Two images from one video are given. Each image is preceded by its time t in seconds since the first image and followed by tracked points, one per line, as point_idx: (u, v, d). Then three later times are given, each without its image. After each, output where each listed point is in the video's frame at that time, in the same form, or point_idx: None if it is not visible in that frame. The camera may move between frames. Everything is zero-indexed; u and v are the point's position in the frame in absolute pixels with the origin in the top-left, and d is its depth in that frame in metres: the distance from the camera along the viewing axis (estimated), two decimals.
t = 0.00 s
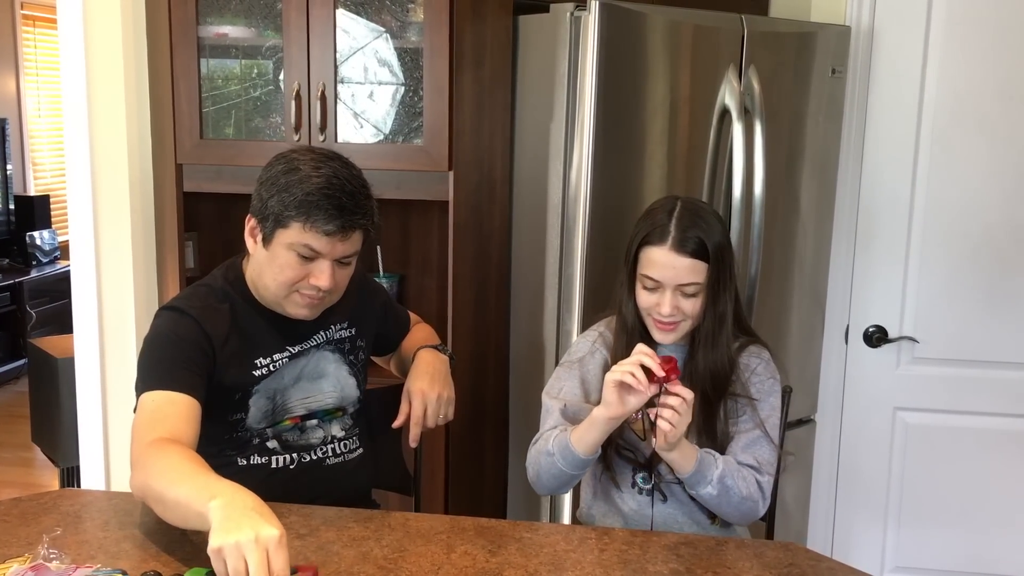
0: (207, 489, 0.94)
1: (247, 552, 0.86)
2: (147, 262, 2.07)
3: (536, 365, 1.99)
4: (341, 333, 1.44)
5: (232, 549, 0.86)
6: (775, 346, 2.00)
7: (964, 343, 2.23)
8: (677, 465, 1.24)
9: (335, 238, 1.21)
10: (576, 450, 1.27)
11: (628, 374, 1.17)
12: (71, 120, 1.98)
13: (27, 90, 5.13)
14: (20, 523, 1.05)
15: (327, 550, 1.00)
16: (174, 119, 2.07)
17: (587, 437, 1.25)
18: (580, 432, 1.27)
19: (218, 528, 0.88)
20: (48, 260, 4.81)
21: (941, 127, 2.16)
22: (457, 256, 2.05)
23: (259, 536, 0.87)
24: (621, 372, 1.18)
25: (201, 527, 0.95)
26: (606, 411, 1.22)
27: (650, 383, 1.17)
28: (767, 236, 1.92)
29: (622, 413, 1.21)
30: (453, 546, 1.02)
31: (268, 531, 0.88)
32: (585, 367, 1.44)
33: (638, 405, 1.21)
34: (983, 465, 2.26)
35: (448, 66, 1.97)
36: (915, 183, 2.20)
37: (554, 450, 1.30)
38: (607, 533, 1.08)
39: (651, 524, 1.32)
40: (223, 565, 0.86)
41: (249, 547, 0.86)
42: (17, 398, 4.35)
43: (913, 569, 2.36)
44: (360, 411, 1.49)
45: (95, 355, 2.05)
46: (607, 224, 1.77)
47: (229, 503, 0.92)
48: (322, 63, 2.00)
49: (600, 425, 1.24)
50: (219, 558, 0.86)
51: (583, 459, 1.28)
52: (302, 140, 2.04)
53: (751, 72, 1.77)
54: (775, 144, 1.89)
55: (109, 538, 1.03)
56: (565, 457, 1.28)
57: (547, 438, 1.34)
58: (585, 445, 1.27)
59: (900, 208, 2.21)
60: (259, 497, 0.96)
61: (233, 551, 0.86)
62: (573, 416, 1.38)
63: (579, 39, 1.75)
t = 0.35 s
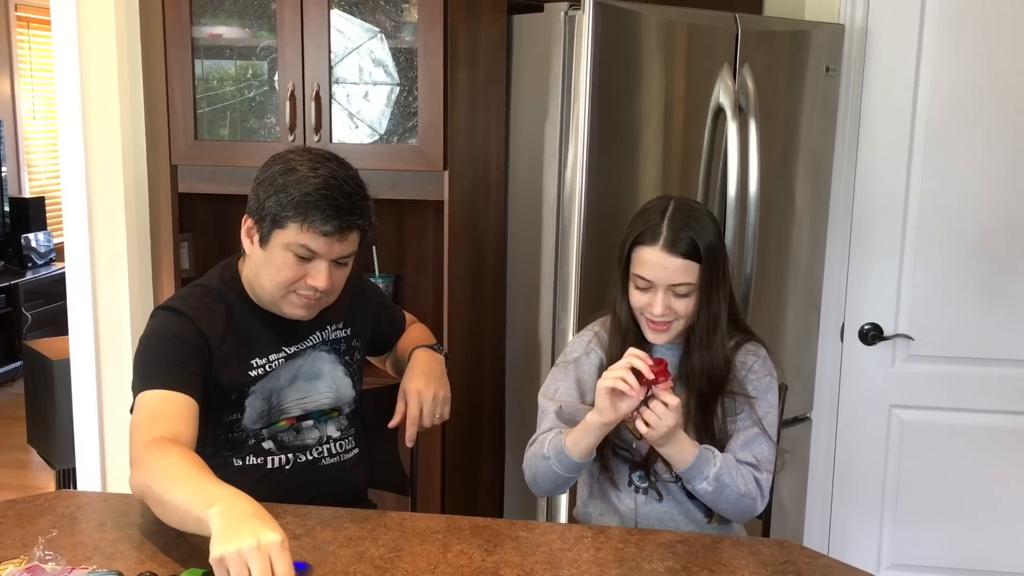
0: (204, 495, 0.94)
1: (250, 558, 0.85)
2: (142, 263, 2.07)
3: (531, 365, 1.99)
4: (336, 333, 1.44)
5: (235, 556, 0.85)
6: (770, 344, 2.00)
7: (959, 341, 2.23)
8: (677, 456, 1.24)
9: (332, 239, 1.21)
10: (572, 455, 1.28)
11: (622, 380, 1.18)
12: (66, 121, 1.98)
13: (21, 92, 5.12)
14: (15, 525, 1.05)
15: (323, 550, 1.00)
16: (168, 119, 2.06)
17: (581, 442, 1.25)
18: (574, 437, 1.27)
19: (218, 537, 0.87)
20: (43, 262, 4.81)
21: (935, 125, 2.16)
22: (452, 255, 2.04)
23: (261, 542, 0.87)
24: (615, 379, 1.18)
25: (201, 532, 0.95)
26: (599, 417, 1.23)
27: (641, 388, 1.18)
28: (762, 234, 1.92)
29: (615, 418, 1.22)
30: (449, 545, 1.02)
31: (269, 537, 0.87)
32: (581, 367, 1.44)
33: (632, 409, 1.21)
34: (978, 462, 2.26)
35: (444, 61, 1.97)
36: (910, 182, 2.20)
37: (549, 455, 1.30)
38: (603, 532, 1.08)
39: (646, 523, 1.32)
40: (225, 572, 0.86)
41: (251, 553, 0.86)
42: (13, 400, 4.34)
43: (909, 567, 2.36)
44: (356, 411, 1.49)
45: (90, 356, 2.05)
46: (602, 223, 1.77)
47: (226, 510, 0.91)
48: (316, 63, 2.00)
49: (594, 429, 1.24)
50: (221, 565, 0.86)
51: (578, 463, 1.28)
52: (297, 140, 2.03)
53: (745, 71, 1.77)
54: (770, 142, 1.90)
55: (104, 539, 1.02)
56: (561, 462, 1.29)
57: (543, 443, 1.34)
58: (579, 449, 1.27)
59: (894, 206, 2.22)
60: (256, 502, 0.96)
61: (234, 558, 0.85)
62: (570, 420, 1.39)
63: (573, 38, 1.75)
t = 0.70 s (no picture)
0: (205, 498, 0.94)
1: (263, 556, 0.85)
2: (139, 267, 2.07)
3: (530, 366, 1.99)
4: (335, 336, 1.44)
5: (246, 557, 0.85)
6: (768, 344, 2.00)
7: (957, 339, 2.23)
8: (675, 460, 1.24)
9: (329, 241, 1.21)
10: (558, 456, 1.28)
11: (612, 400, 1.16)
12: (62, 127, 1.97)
13: (18, 98, 5.12)
14: (13, 531, 1.05)
15: (322, 553, 1.00)
16: (165, 123, 2.07)
17: (568, 443, 1.26)
18: (561, 439, 1.27)
19: (225, 539, 0.87)
20: (40, 268, 4.81)
21: (931, 123, 2.16)
22: (449, 257, 2.04)
23: (272, 540, 0.87)
24: (604, 395, 1.16)
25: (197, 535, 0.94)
26: (585, 422, 1.23)
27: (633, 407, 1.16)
28: (759, 234, 1.93)
29: (599, 423, 1.22)
30: (447, 547, 1.02)
31: (277, 536, 0.88)
32: (577, 370, 1.44)
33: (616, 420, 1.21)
34: (977, 461, 2.26)
35: (439, 64, 1.96)
36: (906, 181, 2.21)
37: (538, 455, 1.31)
38: (602, 533, 1.08)
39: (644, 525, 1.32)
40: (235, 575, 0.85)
41: (263, 550, 0.86)
42: (13, 406, 4.35)
43: (909, 566, 2.36)
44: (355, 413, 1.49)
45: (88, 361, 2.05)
46: (600, 224, 1.77)
47: (229, 513, 0.91)
48: (312, 66, 2.00)
49: (580, 431, 1.25)
50: (231, 568, 0.85)
51: (566, 464, 1.28)
52: (294, 144, 2.04)
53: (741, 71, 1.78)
54: (767, 142, 1.90)
55: (103, 544, 1.02)
56: (548, 462, 1.29)
57: (533, 444, 1.34)
58: (566, 450, 1.27)
59: (891, 205, 2.22)
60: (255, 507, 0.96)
61: (247, 557, 0.85)
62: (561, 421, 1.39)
63: (568, 40, 1.75)
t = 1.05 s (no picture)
0: (206, 503, 0.94)
1: (264, 563, 0.85)
2: (139, 272, 2.07)
3: (529, 369, 1.99)
4: (334, 339, 1.45)
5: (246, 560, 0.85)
6: (767, 346, 2.01)
7: (956, 340, 2.23)
8: (675, 470, 1.24)
9: (327, 244, 1.21)
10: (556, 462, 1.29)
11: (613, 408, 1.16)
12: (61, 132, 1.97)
13: (17, 104, 5.13)
14: (14, 536, 1.05)
15: (323, 557, 1.00)
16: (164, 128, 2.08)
17: (565, 449, 1.26)
18: (557, 445, 1.28)
19: (226, 542, 0.87)
20: (39, 273, 4.81)
21: (928, 124, 2.17)
22: (448, 261, 2.05)
23: (273, 547, 0.87)
24: (604, 406, 1.16)
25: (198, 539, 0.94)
26: (582, 430, 1.23)
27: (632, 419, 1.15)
28: (758, 236, 1.93)
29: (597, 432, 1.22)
30: (449, 550, 1.02)
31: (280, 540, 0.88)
32: (574, 373, 1.44)
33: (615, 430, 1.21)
34: (977, 461, 2.27)
35: (437, 68, 1.98)
36: (904, 181, 2.21)
37: (534, 461, 1.31)
38: (603, 535, 1.08)
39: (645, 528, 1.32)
40: None
41: (264, 557, 0.85)
42: (13, 411, 4.35)
43: (910, 566, 2.36)
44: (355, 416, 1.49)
45: (88, 366, 2.05)
46: (599, 227, 1.77)
47: (230, 517, 0.91)
48: (311, 71, 2.01)
49: (577, 438, 1.25)
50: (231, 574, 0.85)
51: (560, 468, 1.29)
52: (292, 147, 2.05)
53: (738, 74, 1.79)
54: (765, 144, 1.90)
55: (104, 549, 1.02)
56: (545, 468, 1.30)
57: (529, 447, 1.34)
58: (562, 456, 1.27)
59: (889, 206, 2.22)
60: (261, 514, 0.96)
61: (247, 564, 0.85)
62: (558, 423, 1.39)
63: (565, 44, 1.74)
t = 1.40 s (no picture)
0: (192, 495, 0.94)
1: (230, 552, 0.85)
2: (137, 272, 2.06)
3: (527, 369, 1.99)
4: (330, 336, 1.45)
5: (223, 551, 0.85)
6: (766, 347, 2.01)
7: (955, 340, 2.23)
8: (679, 477, 1.23)
9: (315, 231, 1.21)
10: (546, 447, 1.29)
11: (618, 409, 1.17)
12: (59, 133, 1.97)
13: (15, 104, 5.12)
14: (12, 538, 1.05)
15: (320, 558, 0.99)
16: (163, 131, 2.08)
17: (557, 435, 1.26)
18: (549, 431, 1.28)
19: (204, 528, 0.87)
20: (38, 274, 4.81)
21: (926, 125, 2.17)
22: (447, 261, 2.04)
23: (243, 537, 0.86)
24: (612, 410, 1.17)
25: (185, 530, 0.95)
26: (577, 416, 1.23)
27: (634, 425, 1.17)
28: (756, 236, 1.93)
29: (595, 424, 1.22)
30: (446, 551, 1.02)
31: (254, 531, 0.88)
32: (568, 370, 1.44)
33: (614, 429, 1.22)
34: (975, 461, 2.27)
35: (436, 68, 1.97)
36: (902, 182, 2.21)
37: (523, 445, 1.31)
38: (601, 536, 1.08)
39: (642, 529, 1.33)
40: (206, 566, 0.85)
41: (232, 547, 0.85)
42: (11, 412, 4.34)
43: (909, 567, 2.36)
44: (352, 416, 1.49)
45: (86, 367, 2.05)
46: (597, 227, 1.77)
47: (215, 510, 0.91)
48: (310, 72, 2.01)
49: (571, 423, 1.25)
50: (201, 559, 0.85)
51: (549, 454, 1.29)
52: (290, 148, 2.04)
53: (737, 75, 1.79)
54: (763, 144, 1.90)
55: (102, 550, 1.02)
56: (535, 452, 1.30)
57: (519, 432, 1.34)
58: (553, 442, 1.28)
59: (888, 207, 2.22)
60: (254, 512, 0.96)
61: (216, 551, 0.85)
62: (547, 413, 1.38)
63: (564, 45, 1.74)
